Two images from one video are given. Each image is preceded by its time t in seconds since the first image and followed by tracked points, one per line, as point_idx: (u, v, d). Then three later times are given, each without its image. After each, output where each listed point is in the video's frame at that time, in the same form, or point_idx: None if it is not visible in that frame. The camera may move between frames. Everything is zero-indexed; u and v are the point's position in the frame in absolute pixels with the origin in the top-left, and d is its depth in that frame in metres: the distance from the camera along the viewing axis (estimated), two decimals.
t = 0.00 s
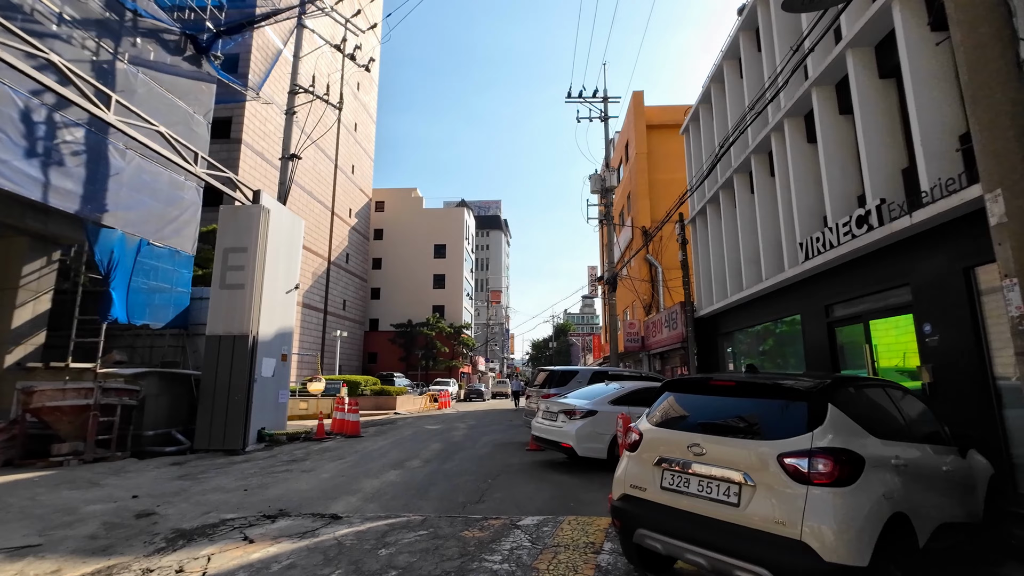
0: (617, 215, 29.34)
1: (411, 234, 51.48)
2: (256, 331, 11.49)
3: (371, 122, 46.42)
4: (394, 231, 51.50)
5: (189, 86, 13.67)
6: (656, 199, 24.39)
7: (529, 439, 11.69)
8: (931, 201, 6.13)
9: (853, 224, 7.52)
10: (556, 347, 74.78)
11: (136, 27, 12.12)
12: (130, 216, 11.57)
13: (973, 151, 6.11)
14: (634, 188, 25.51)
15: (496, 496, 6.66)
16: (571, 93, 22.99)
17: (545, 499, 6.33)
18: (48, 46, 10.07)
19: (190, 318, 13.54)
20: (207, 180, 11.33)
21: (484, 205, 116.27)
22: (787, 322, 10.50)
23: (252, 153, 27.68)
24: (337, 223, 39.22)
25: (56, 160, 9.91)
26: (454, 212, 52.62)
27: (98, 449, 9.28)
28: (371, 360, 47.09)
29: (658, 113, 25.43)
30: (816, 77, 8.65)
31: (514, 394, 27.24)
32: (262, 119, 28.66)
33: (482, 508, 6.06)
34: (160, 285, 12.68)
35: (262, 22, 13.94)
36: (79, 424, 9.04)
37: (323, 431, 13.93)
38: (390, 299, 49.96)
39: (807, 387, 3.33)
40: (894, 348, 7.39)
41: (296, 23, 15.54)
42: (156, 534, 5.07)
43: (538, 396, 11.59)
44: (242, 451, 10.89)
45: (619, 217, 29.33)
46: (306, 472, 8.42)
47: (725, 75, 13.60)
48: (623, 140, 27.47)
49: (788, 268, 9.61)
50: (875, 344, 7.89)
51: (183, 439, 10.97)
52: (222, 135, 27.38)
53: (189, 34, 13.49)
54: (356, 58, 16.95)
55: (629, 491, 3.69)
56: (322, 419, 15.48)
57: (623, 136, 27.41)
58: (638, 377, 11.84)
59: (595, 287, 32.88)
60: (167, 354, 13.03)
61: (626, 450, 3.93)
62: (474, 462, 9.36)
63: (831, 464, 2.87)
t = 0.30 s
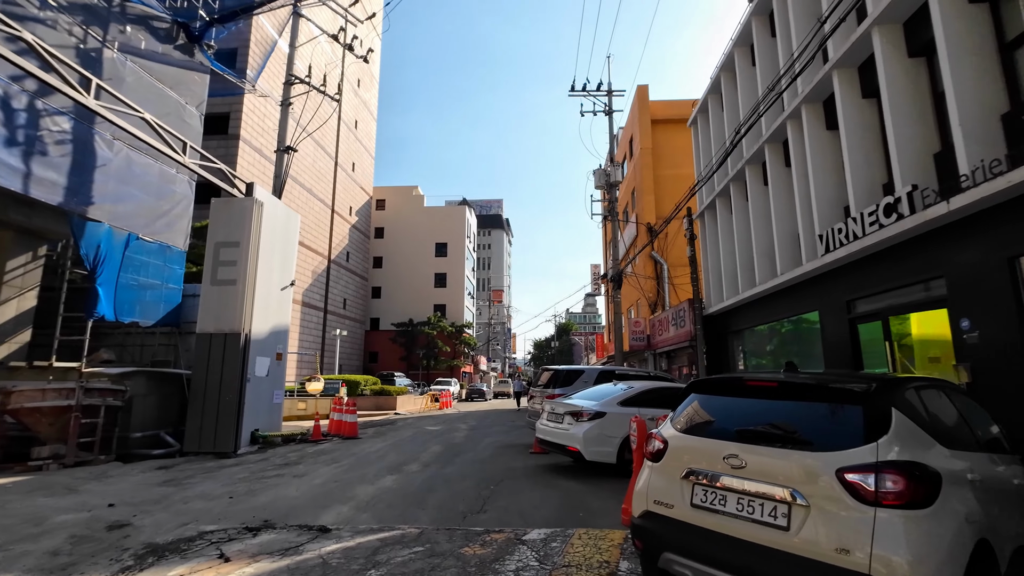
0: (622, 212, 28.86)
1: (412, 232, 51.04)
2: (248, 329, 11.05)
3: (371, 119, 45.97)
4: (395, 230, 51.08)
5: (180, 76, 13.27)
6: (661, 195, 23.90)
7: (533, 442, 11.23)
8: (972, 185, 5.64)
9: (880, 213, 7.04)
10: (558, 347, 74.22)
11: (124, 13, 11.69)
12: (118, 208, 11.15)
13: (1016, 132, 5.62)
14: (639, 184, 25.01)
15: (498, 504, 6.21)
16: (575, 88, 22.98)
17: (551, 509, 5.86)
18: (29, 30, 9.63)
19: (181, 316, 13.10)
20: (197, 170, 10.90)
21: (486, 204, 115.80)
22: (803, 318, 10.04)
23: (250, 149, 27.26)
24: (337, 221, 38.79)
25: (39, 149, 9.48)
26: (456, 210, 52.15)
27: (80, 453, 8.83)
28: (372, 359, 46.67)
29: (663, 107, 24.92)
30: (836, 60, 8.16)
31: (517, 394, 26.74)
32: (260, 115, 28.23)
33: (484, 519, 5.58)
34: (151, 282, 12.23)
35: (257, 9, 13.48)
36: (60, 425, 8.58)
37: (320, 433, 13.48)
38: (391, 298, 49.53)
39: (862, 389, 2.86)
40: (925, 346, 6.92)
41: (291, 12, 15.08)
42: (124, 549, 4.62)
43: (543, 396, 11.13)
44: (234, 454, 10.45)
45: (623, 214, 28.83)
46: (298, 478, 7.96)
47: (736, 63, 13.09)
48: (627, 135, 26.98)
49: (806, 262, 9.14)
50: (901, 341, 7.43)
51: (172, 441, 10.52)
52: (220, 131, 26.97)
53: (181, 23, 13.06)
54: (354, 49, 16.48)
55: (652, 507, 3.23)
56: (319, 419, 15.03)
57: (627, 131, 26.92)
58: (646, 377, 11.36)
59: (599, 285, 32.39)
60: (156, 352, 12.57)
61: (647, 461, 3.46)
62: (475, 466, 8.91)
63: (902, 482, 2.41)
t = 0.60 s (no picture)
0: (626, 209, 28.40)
1: (413, 231, 50.61)
2: (240, 326, 10.62)
3: (371, 117, 45.54)
4: (395, 228, 50.64)
5: (172, 65, 12.82)
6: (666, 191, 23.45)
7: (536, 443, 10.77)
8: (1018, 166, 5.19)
9: (910, 199, 6.59)
10: (560, 347, 73.71)
11: None
12: (105, 200, 10.74)
13: None
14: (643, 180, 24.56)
15: (502, 511, 5.76)
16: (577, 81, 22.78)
17: (559, 517, 5.41)
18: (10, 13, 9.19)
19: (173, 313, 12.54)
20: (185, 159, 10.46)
21: (487, 204, 115.27)
22: (820, 315, 9.58)
23: (248, 145, 26.83)
24: (337, 219, 38.38)
25: (20, 138, 9.05)
26: (457, 208, 51.72)
27: (61, 455, 8.38)
28: (373, 359, 46.22)
29: (668, 102, 24.48)
30: (859, 39, 7.70)
31: (519, 394, 26.28)
32: (258, 111, 27.81)
33: (486, 528, 5.12)
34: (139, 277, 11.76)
35: None
36: (39, 426, 8.07)
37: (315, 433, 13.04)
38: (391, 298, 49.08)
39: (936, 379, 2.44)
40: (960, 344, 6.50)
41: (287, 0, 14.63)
42: (88, 564, 4.17)
43: (547, 396, 10.67)
44: (224, 456, 10.02)
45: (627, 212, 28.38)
46: (290, 482, 7.50)
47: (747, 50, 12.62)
48: (631, 131, 26.53)
49: (824, 255, 8.69)
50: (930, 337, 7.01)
51: (161, 443, 10.05)
52: (217, 127, 26.55)
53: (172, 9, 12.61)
54: (352, 39, 16.03)
55: (685, 524, 2.80)
56: (315, 420, 14.59)
57: (631, 127, 26.47)
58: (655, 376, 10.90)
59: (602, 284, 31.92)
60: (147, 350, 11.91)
61: (677, 469, 3.05)
62: (476, 469, 8.46)
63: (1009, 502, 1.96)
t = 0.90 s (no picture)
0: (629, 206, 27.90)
1: (413, 230, 50.15)
2: (231, 324, 10.16)
3: (372, 114, 45.21)
4: (396, 227, 50.17)
5: (162, 53, 12.33)
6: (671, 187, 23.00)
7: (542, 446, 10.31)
8: None
9: (949, 184, 6.10)
10: (562, 347, 73.19)
11: None
12: (88, 193, 10.28)
13: None
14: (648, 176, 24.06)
15: (508, 523, 5.28)
16: (581, 73, 21.67)
17: (572, 532, 4.93)
18: None
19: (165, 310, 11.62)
20: (174, 149, 9.99)
21: (488, 203, 114.67)
22: (846, 311, 9.04)
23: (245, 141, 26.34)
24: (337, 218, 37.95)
25: None
26: (457, 206, 51.25)
27: (39, 461, 7.91)
28: (373, 359, 45.72)
29: (674, 97, 23.91)
30: (888, 16, 7.20)
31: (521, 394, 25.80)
32: (256, 107, 27.34)
33: (493, 545, 4.64)
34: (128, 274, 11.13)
35: None
36: (14, 430, 7.65)
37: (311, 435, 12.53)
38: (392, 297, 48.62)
39: None
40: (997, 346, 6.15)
41: None
42: None
43: (554, 398, 10.20)
44: (215, 460, 9.55)
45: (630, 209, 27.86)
46: (281, 490, 7.02)
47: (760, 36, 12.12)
48: (635, 126, 26.03)
49: (849, 248, 8.22)
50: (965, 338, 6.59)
51: (149, 446, 9.56)
52: (214, 122, 26.08)
53: None
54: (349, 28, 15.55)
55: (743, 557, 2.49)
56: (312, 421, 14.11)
57: (635, 122, 25.95)
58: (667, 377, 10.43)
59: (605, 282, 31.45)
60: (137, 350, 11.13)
61: (723, 489, 2.77)
62: (480, 475, 7.99)
63: None
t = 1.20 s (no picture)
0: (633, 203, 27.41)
1: (414, 229, 49.68)
2: (223, 320, 9.69)
3: (372, 112, 44.81)
4: (396, 226, 49.73)
5: (153, 40, 11.87)
6: (677, 183, 22.52)
7: (549, 449, 9.82)
8: None
9: (996, 164, 5.62)
10: (563, 347, 72.69)
11: None
12: (74, 182, 9.81)
13: None
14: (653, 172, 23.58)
15: (519, 535, 4.78)
16: (587, 68, 20.97)
17: (590, 546, 4.43)
18: None
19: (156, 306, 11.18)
20: (162, 134, 9.46)
21: (489, 203, 114.24)
22: (871, 307, 8.55)
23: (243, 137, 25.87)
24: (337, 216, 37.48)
25: None
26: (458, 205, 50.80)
27: (15, 464, 7.41)
28: (373, 359, 45.21)
29: (680, 91, 23.41)
30: None
31: (524, 394, 25.30)
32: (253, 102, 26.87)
33: (503, 561, 4.14)
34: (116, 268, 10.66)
35: None
36: None
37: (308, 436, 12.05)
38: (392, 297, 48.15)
39: None
40: None
41: None
42: None
43: (562, 398, 9.71)
44: (205, 463, 9.06)
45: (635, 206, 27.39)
46: (271, 496, 6.53)
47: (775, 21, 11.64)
48: (640, 122, 25.55)
49: (877, 239, 7.74)
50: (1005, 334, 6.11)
51: (136, 449, 9.05)
52: (211, 118, 25.64)
53: None
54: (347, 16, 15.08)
55: None
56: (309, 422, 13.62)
57: (640, 117, 25.47)
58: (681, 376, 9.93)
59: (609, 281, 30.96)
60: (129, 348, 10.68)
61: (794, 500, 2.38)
62: (484, 479, 7.49)
63: None
